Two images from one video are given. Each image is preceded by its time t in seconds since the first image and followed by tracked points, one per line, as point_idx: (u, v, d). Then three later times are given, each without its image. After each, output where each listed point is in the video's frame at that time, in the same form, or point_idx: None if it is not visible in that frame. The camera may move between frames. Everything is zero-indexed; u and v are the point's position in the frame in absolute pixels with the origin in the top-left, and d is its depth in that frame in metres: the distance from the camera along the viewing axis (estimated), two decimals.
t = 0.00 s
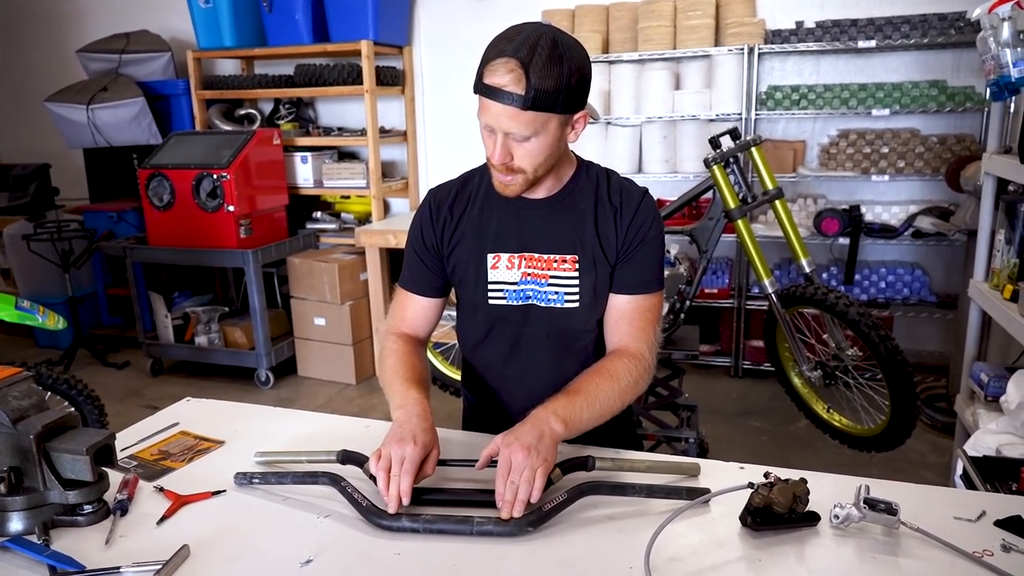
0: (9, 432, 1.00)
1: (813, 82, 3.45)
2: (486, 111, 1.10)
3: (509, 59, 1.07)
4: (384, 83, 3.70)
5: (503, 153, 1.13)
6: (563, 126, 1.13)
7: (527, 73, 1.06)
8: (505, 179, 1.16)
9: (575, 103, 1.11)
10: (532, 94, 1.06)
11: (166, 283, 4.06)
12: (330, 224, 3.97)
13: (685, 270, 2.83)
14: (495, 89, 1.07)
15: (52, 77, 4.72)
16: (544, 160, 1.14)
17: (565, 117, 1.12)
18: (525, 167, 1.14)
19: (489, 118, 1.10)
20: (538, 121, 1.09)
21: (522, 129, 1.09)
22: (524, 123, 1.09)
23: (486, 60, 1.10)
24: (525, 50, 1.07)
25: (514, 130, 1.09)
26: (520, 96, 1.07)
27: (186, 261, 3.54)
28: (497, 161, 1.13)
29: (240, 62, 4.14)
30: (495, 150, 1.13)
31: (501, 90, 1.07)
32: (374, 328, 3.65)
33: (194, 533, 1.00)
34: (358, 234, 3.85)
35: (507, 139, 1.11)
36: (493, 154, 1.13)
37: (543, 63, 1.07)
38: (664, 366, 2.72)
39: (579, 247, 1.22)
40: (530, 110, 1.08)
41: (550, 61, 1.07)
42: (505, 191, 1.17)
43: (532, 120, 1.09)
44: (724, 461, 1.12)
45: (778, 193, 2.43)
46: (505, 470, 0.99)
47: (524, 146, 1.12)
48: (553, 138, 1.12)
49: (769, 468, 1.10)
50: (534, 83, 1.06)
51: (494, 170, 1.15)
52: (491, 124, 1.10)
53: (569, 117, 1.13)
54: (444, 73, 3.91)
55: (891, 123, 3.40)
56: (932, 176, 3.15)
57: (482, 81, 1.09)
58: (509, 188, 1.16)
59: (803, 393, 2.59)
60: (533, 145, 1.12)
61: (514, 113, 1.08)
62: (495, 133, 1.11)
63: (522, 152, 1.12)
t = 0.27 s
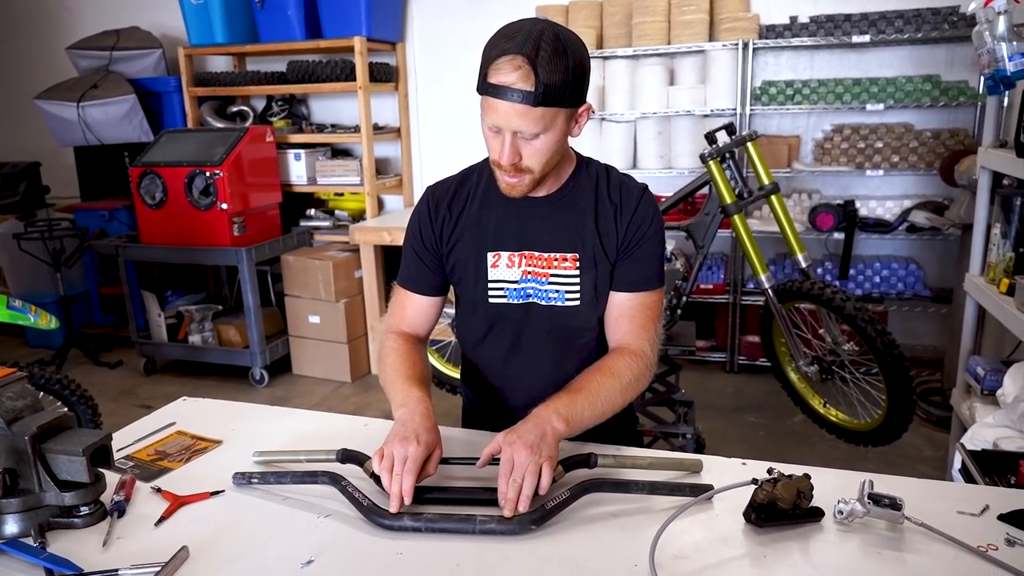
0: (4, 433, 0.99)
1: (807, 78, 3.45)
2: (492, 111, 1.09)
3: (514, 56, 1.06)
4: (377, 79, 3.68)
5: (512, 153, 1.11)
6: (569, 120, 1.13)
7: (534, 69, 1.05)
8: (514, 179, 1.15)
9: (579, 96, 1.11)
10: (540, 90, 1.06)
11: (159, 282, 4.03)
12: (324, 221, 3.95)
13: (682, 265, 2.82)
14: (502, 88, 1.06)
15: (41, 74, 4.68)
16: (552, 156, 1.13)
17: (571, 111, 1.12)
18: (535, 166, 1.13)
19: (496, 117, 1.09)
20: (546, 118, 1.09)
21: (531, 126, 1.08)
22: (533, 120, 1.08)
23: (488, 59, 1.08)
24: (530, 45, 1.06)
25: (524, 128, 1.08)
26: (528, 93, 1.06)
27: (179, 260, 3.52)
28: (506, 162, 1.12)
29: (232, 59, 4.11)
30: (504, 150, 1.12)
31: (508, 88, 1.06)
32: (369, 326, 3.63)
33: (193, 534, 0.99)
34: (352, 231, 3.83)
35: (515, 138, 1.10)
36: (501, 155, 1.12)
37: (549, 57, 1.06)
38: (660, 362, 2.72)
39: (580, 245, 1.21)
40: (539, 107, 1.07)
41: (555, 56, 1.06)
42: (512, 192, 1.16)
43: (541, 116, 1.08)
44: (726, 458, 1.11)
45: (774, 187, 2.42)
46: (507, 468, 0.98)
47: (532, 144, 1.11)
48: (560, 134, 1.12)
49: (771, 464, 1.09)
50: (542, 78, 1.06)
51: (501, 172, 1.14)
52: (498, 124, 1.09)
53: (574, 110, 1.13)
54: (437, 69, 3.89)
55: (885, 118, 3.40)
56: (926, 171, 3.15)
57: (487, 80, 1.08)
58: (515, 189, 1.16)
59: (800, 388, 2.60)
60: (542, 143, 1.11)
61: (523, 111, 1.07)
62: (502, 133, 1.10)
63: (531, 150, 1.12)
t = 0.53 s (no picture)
0: None
1: (799, 75, 3.45)
2: (505, 125, 1.08)
3: (529, 71, 1.05)
4: (369, 77, 3.65)
5: (525, 166, 1.11)
6: (581, 130, 1.12)
7: (550, 83, 1.05)
8: (525, 191, 1.14)
9: (592, 107, 1.11)
10: (556, 104, 1.05)
11: (149, 281, 4.00)
12: (316, 220, 3.92)
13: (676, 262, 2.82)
14: (517, 103, 1.05)
15: (27, 72, 4.63)
16: (564, 167, 1.13)
17: (584, 121, 1.12)
18: (547, 177, 1.13)
19: (510, 132, 1.08)
20: (561, 131, 1.08)
21: (545, 140, 1.08)
22: (547, 135, 1.07)
23: (500, 72, 1.07)
24: (544, 59, 1.05)
25: (538, 142, 1.08)
26: (544, 108, 1.05)
27: (170, 259, 3.49)
28: (519, 175, 1.12)
29: (222, 56, 4.07)
30: (517, 164, 1.11)
31: (523, 103, 1.05)
32: (361, 325, 3.61)
33: (191, 537, 0.97)
34: (344, 230, 3.81)
35: (529, 151, 1.10)
36: (514, 168, 1.12)
37: (563, 70, 1.05)
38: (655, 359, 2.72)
39: (583, 253, 1.21)
40: (554, 122, 1.06)
41: (570, 69, 1.06)
42: (522, 204, 1.16)
43: (556, 130, 1.07)
44: (727, 456, 1.11)
45: (769, 184, 2.43)
46: (509, 463, 0.97)
47: (546, 156, 1.11)
48: (572, 145, 1.12)
49: (773, 461, 1.09)
50: (558, 93, 1.05)
51: (513, 183, 1.14)
52: (512, 138, 1.08)
53: (587, 120, 1.13)
54: (429, 66, 3.88)
55: (877, 115, 3.41)
56: (917, 168, 3.16)
57: (500, 94, 1.07)
58: (526, 200, 1.16)
59: (794, 384, 2.60)
60: (556, 155, 1.11)
61: (537, 126, 1.06)
62: (515, 146, 1.10)
63: (544, 162, 1.11)
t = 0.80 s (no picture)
0: None
1: (782, 67, 3.47)
2: (502, 125, 1.06)
3: (528, 71, 1.04)
4: (351, 70, 3.61)
5: (521, 166, 1.10)
6: (578, 131, 1.11)
7: (548, 85, 1.03)
8: (519, 189, 1.13)
9: (591, 107, 1.10)
10: (554, 107, 1.04)
11: (129, 278, 3.94)
12: (298, 214, 3.88)
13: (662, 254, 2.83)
14: (514, 104, 1.04)
15: None
16: (560, 167, 1.13)
17: (582, 122, 1.11)
18: (543, 177, 1.12)
19: (506, 132, 1.07)
20: (559, 132, 1.07)
21: (542, 142, 1.07)
22: (544, 136, 1.06)
23: (498, 71, 1.06)
24: (543, 59, 1.04)
25: (534, 143, 1.07)
26: (542, 110, 1.04)
27: (150, 256, 3.43)
28: (514, 174, 1.11)
29: (200, 49, 4.01)
30: (513, 163, 1.10)
31: (521, 104, 1.04)
32: (346, 320, 3.59)
33: (183, 540, 0.96)
34: (327, 225, 3.77)
35: (524, 152, 1.09)
36: (509, 167, 1.11)
37: (562, 72, 1.04)
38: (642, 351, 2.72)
39: (579, 249, 1.20)
40: (552, 124, 1.05)
41: (570, 70, 1.05)
42: (517, 200, 1.15)
43: (553, 132, 1.06)
44: (722, 448, 1.10)
45: (755, 176, 2.43)
46: (508, 457, 0.96)
47: (542, 157, 1.10)
48: (569, 146, 1.11)
49: (768, 452, 1.09)
50: (557, 94, 1.03)
51: (508, 182, 1.13)
52: (507, 138, 1.07)
53: (585, 120, 1.12)
54: (411, 59, 3.84)
55: (859, 106, 3.43)
56: (899, 159, 3.18)
57: (497, 94, 1.05)
58: (521, 198, 1.15)
59: (780, 374, 2.61)
60: (552, 156, 1.10)
61: (534, 127, 1.05)
62: (511, 146, 1.09)
63: (540, 162, 1.10)
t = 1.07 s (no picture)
0: None
1: (765, 59, 3.48)
2: (492, 118, 1.05)
3: (519, 65, 1.02)
4: (334, 60, 3.57)
5: (510, 159, 1.09)
6: (570, 126, 1.10)
7: (539, 80, 1.02)
8: (509, 183, 1.13)
9: (583, 102, 1.09)
10: (545, 102, 1.03)
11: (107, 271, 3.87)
12: (281, 206, 3.84)
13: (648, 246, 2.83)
14: (504, 97, 1.03)
15: None
16: (551, 161, 1.12)
17: (573, 117, 1.10)
18: (532, 171, 1.11)
19: (496, 125, 1.05)
20: (549, 127, 1.06)
21: (532, 137, 1.06)
22: (534, 131, 1.05)
23: (489, 63, 1.04)
24: (536, 53, 1.02)
25: (524, 138, 1.06)
26: (533, 104, 1.02)
27: (129, 248, 3.38)
28: (504, 167, 1.10)
29: (178, 38, 3.95)
30: (503, 156, 1.09)
31: (511, 98, 1.03)
32: (329, 313, 3.56)
33: (175, 539, 0.94)
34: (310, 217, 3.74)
35: (514, 146, 1.08)
36: (499, 161, 1.10)
37: (555, 67, 1.03)
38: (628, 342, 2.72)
39: (574, 242, 1.20)
40: (542, 119, 1.04)
41: (562, 64, 1.03)
42: (507, 194, 1.14)
43: (543, 127, 1.05)
44: (716, 439, 1.11)
45: (741, 168, 2.44)
46: (505, 449, 0.95)
47: (532, 151, 1.09)
48: (560, 141, 1.10)
49: (762, 443, 1.09)
50: (548, 89, 1.02)
51: (497, 175, 1.12)
52: (497, 131, 1.06)
53: (577, 116, 1.11)
54: (394, 49, 3.81)
55: (841, 98, 3.46)
56: (881, 151, 3.20)
57: (488, 87, 1.04)
58: (511, 191, 1.14)
59: (766, 365, 2.64)
60: (542, 150, 1.09)
61: (524, 122, 1.04)
62: (501, 139, 1.08)
63: (531, 156, 1.09)
